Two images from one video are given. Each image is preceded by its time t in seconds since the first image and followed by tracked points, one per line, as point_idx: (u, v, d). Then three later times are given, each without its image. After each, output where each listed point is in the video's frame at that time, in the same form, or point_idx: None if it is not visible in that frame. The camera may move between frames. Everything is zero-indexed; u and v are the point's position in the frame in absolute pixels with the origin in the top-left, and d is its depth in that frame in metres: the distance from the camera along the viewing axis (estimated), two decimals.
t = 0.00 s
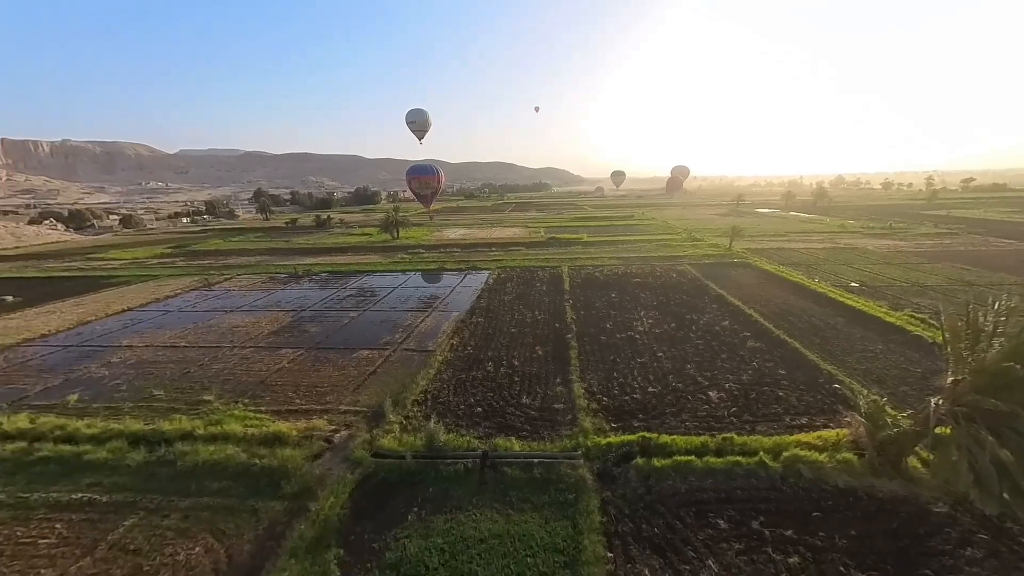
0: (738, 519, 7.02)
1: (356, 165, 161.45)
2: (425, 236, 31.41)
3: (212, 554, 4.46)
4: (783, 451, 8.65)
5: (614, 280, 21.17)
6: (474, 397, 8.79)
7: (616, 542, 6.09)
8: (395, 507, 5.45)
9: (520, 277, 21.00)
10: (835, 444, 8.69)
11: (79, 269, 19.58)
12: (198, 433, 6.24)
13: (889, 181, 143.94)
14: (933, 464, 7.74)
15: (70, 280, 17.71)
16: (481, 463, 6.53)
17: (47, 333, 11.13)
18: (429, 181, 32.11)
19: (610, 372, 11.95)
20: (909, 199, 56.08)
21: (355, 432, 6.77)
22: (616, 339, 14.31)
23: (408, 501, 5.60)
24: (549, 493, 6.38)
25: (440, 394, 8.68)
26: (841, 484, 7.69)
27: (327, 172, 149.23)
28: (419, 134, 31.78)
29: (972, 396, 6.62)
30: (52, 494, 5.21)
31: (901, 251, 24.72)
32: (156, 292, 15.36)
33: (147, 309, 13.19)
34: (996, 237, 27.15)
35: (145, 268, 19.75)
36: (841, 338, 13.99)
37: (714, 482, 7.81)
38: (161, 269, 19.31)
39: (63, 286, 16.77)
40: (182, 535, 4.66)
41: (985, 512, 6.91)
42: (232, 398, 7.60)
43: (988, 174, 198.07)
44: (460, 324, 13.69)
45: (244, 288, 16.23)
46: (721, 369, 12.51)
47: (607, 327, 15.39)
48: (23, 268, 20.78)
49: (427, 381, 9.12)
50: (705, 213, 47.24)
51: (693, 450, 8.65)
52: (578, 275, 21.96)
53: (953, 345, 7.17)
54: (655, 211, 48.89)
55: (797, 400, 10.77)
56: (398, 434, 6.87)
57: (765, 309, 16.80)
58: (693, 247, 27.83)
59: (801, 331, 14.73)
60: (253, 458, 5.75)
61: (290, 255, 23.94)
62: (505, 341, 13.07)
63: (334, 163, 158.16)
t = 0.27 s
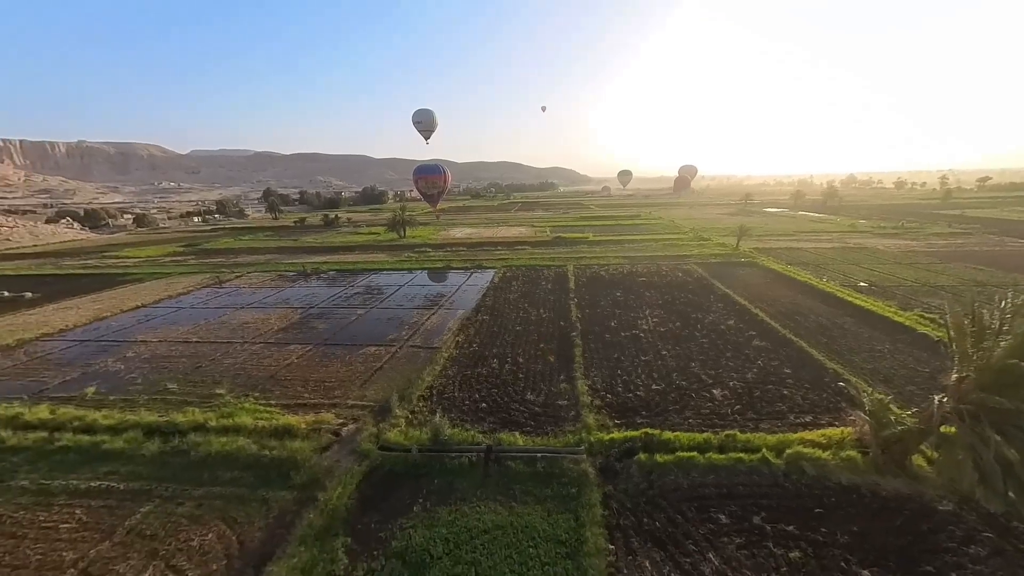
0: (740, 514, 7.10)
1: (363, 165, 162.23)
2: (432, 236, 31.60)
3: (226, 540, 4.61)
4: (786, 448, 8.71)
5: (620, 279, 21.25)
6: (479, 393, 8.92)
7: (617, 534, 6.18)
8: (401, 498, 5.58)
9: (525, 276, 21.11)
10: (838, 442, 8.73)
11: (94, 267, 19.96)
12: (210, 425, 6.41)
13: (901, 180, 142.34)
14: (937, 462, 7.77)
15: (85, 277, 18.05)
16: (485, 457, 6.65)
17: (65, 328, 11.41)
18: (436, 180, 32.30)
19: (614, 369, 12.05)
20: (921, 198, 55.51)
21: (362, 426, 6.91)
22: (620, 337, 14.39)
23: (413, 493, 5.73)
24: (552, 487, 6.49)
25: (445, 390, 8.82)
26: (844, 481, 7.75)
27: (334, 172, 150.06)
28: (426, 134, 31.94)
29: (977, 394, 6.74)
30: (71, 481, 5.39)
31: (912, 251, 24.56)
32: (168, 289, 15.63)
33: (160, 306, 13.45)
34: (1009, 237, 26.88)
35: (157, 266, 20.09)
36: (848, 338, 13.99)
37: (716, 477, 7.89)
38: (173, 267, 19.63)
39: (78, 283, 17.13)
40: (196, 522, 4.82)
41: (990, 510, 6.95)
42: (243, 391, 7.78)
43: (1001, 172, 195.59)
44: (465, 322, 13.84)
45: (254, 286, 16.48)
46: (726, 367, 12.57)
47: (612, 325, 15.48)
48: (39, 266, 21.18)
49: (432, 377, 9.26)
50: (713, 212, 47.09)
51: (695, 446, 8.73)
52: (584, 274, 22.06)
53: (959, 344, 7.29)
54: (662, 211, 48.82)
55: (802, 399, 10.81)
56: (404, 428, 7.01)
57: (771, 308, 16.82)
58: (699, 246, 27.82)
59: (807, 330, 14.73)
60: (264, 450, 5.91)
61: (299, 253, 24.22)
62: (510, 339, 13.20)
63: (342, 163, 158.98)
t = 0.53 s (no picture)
0: (741, 509, 7.20)
1: (371, 165, 162.91)
2: (438, 235, 31.80)
3: (239, 527, 4.78)
4: (790, 445, 8.78)
5: (625, 278, 21.32)
6: (484, 389, 9.06)
7: (620, 527, 6.28)
8: (408, 490, 5.73)
9: (531, 275, 21.23)
10: (842, 441, 8.78)
11: (108, 265, 20.34)
12: (223, 417, 6.60)
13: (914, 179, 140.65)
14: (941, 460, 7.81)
15: (100, 275, 18.40)
16: (490, 451, 6.79)
17: (83, 323, 11.68)
18: (443, 180, 32.47)
19: (618, 367, 12.16)
20: (933, 198, 54.94)
21: (369, 420, 7.07)
22: (625, 336, 14.49)
23: (419, 485, 5.87)
24: (555, 481, 6.62)
25: (450, 386, 8.97)
26: (847, 479, 7.81)
27: (342, 172, 150.81)
28: (432, 134, 32.13)
29: (981, 392, 6.94)
30: (91, 470, 5.59)
31: (923, 251, 24.39)
32: (181, 287, 15.91)
33: (173, 303, 13.71)
34: None
35: (170, 264, 20.41)
36: (856, 338, 13.99)
37: (718, 473, 7.98)
38: (185, 265, 19.96)
39: (94, 280, 17.47)
40: (211, 509, 4.99)
41: (995, 509, 6.98)
42: (254, 386, 7.97)
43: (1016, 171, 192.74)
44: (471, 320, 13.99)
45: (265, 284, 16.74)
46: (730, 366, 12.63)
47: (617, 324, 15.57)
48: (55, 264, 21.58)
49: (438, 373, 9.42)
50: (721, 212, 46.91)
51: (698, 443, 8.82)
52: (589, 273, 22.15)
53: (963, 342, 7.44)
54: (669, 210, 48.72)
55: (807, 398, 10.85)
56: (411, 422, 7.15)
57: (778, 308, 16.84)
58: (706, 246, 27.80)
59: (813, 330, 14.74)
60: (275, 441, 6.08)
61: (308, 252, 24.50)
62: (515, 337, 13.33)
63: (349, 163, 159.75)
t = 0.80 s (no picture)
0: (743, 505, 7.29)
1: (378, 165, 163.60)
2: (445, 234, 32.01)
3: (252, 515, 4.94)
4: (793, 443, 8.84)
5: (631, 278, 21.39)
6: (490, 385, 9.20)
7: (622, 520, 6.39)
8: (414, 481, 5.88)
9: (537, 274, 21.36)
10: (846, 439, 8.83)
11: (122, 263, 20.70)
12: (235, 410, 6.78)
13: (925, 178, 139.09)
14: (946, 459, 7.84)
15: (115, 272, 18.73)
16: (494, 445, 6.92)
17: (99, 319, 11.95)
18: (450, 180, 32.65)
19: (623, 365, 12.26)
20: (946, 198, 54.36)
21: (376, 414, 7.23)
22: (630, 334, 14.58)
23: (425, 477, 6.02)
24: (558, 475, 6.74)
25: (456, 382, 9.11)
26: (850, 476, 7.86)
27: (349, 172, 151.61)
28: (439, 134, 32.31)
29: (987, 391, 7.00)
30: (110, 459, 5.78)
31: (934, 251, 24.22)
32: (193, 284, 16.18)
33: (186, 300, 13.97)
34: None
35: (182, 262, 20.73)
36: (863, 338, 13.99)
37: (721, 470, 8.07)
38: (197, 263, 20.28)
39: (108, 277, 17.82)
40: (225, 498, 5.15)
41: (1000, 508, 7.02)
42: (265, 380, 8.15)
43: None
44: (477, 318, 14.14)
45: (275, 281, 16.98)
46: (735, 364, 12.68)
47: (622, 322, 15.65)
48: (70, 262, 21.97)
49: (444, 369, 9.56)
50: (729, 212, 46.74)
51: (701, 439, 8.91)
52: (595, 272, 22.24)
53: (969, 341, 7.48)
54: (676, 210, 48.61)
55: (811, 396, 10.89)
56: (418, 417, 7.30)
57: (785, 307, 16.85)
58: (713, 245, 27.78)
59: (820, 330, 14.75)
60: (285, 434, 6.25)
61: (317, 251, 24.77)
62: (520, 335, 13.45)
63: (356, 163, 160.55)
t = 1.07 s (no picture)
0: (745, 500, 7.37)
1: (385, 165, 164.26)
2: (452, 234, 32.19)
3: (264, 503, 5.10)
4: (796, 441, 8.90)
5: (637, 277, 21.45)
6: (495, 382, 9.32)
7: (625, 513, 6.50)
8: (421, 474, 6.02)
9: (543, 273, 21.47)
10: (850, 437, 8.88)
11: (136, 261, 21.06)
12: (247, 403, 6.96)
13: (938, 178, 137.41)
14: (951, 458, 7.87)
15: (129, 270, 19.07)
16: (499, 440, 7.05)
17: (115, 315, 12.21)
18: (456, 179, 32.80)
19: (627, 363, 12.36)
20: (960, 198, 53.70)
21: (384, 408, 7.38)
22: (635, 333, 14.67)
23: (431, 469, 6.16)
24: (562, 469, 6.86)
25: (462, 378, 9.25)
26: (854, 474, 7.92)
27: (357, 172, 152.35)
28: (446, 134, 32.47)
29: (992, 389, 7.06)
30: (127, 448, 5.97)
31: (946, 252, 24.04)
32: (205, 282, 16.45)
33: (198, 297, 14.22)
34: None
35: (194, 260, 21.05)
36: (871, 337, 13.98)
37: (724, 466, 8.15)
38: (209, 261, 20.58)
39: (123, 275, 18.16)
40: (237, 487, 5.32)
41: (1004, 507, 7.04)
42: (275, 375, 8.33)
43: None
44: (483, 316, 14.27)
45: (284, 279, 17.22)
46: (740, 363, 12.74)
47: (628, 321, 15.73)
48: (85, 260, 22.37)
49: (450, 366, 9.71)
50: (737, 211, 46.57)
51: (704, 436, 8.99)
52: (601, 271, 22.32)
53: (974, 340, 7.54)
54: (683, 210, 48.50)
55: (816, 395, 10.93)
56: (424, 412, 7.45)
57: (792, 307, 16.86)
58: (720, 245, 27.75)
59: (827, 330, 14.75)
60: (295, 427, 6.41)
61: (325, 250, 25.03)
62: (525, 333, 13.57)
63: (364, 163, 161.32)
